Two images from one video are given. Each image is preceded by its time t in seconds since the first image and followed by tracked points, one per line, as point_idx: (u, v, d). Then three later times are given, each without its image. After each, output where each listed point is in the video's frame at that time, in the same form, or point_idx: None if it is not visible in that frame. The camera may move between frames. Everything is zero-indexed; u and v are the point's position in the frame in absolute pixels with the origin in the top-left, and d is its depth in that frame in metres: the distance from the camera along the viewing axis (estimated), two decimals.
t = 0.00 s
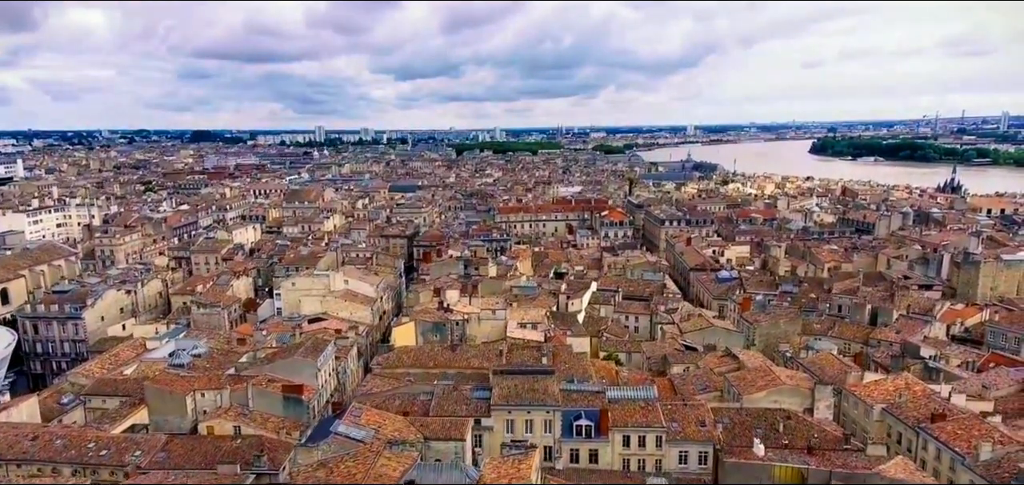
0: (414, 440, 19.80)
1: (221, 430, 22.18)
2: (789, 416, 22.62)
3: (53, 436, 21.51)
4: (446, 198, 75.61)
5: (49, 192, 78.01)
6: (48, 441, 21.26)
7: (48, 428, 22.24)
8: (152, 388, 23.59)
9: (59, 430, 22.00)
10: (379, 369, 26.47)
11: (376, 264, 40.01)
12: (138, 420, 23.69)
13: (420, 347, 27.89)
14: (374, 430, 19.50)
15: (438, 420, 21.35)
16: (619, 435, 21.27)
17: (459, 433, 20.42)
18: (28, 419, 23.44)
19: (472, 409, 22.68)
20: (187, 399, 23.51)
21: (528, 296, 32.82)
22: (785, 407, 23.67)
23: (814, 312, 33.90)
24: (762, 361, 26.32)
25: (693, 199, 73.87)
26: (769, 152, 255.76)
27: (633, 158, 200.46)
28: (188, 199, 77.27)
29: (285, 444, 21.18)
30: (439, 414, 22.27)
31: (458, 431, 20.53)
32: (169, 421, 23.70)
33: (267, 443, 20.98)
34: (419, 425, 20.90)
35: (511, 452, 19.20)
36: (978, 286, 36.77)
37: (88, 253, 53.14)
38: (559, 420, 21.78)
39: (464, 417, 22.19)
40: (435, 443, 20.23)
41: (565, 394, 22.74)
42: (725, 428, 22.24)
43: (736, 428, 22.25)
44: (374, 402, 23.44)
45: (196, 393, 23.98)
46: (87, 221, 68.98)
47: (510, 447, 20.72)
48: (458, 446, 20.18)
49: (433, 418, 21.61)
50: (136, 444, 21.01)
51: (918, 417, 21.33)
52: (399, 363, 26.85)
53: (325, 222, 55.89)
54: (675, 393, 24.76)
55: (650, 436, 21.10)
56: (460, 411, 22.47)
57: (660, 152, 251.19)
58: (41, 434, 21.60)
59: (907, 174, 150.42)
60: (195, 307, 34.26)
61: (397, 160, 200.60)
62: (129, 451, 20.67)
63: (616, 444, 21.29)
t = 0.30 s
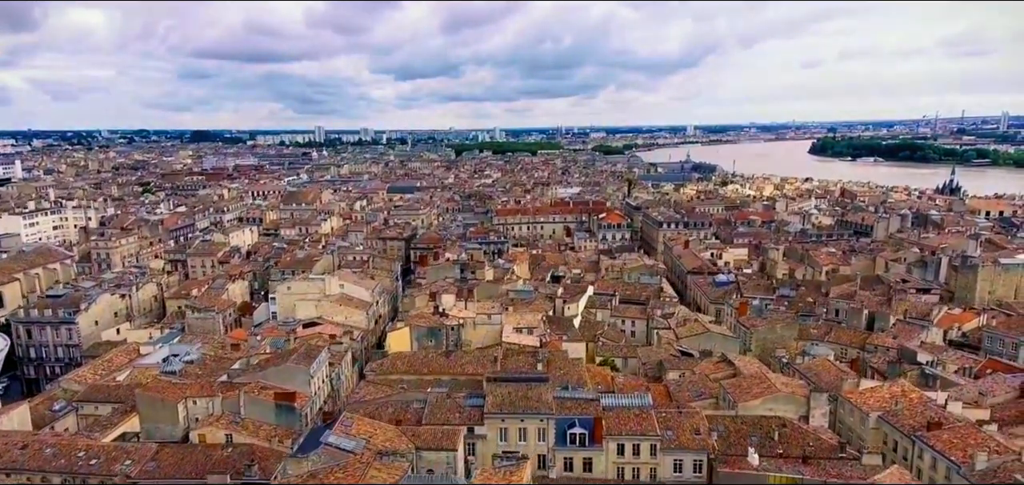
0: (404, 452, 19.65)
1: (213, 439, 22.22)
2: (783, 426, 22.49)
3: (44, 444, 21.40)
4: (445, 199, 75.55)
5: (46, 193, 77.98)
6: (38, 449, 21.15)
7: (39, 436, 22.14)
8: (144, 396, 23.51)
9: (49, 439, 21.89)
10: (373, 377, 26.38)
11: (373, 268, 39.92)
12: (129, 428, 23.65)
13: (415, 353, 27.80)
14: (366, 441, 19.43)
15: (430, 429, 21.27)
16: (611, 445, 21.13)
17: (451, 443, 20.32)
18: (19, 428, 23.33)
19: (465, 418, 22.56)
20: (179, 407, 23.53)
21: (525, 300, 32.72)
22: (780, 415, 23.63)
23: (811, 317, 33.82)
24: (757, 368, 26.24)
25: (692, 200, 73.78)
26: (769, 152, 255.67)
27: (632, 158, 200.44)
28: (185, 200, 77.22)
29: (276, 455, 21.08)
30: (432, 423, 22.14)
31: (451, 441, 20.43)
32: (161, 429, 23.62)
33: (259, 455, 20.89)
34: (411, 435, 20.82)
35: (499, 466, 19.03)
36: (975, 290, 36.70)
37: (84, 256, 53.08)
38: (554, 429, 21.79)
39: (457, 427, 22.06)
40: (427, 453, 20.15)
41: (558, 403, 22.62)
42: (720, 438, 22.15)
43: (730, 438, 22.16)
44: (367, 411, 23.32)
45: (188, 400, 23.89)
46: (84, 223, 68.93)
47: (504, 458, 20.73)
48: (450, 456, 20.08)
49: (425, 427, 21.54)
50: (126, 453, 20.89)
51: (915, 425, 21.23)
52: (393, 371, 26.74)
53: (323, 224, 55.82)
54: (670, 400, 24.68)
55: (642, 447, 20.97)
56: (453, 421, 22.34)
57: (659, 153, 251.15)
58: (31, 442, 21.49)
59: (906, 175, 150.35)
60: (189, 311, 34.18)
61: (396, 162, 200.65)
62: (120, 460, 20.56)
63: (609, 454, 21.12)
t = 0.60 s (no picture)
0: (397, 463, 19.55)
1: (203, 447, 22.12)
2: (776, 435, 22.40)
3: (33, 454, 21.28)
4: (442, 201, 75.51)
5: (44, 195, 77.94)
6: (27, 458, 21.01)
7: (28, 446, 22.03)
8: (135, 404, 23.42)
9: (38, 448, 21.79)
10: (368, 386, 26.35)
11: (369, 271, 39.86)
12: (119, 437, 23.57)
13: (409, 361, 27.79)
14: (358, 455, 19.33)
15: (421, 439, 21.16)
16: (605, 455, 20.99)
17: (444, 455, 20.21)
18: (10, 435, 23.25)
19: (458, 426, 22.46)
20: (170, 415, 23.35)
21: (520, 304, 32.65)
22: (775, 423, 23.55)
23: (807, 322, 33.75)
24: (752, 375, 26.18)
25: (690, 202, 73.76)
26: (768, 153, 255.71)
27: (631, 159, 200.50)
28: (182, 202, 77.20)
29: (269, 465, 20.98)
30: (424, 434, 21.99)
31: (444, 451, 20.34)
32: (151, 437, 23.52)
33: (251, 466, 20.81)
34: (403, 445, 20.70)
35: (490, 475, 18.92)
36: (973, 295, 36.63)
37: (79, 259, 53.01)
38: (546, 435, 21.39)
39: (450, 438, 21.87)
40: (420, 464, 20.02)
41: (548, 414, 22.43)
42: (714, 448, 22.06)
43: (725, 449, 22.11)
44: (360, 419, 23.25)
45: (179, 407, 23.71)
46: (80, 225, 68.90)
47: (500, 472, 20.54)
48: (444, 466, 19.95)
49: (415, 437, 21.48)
50: (115, 461, 20.74)
51: (910, 434, 21.14)
52: (388, 378, 26.72)
53: (320, 226, 55.78)
54: (665, 407, 24.61)
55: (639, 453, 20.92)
56: (446, 431, 22.21)
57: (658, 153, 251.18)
58: (20, 452, 21.37)
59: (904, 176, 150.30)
60: (183, 316, 34.08)
61: (395, 164, 200.72)
62: (107, 470, 20.32)
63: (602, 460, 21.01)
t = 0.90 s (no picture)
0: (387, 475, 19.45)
1: (194, 456, 21.97)
2: (770, 445, 22.30)
3: (22, 463, 21.19)
4: (440, 202, 75.44)
5: (41, 196, 77.87)
6: (16, 468, 20.89)
7: (18, 455, 21.94)
8: (125, 412, 23.30)
9: (28, 456, 21.71)
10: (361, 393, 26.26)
11: (364, 274, 39.75)
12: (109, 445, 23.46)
13: (403, 367, 27.72)
14: (350, 464, 19.22)
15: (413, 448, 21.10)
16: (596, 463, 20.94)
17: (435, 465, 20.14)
18: None
19: (449, 432, 22.36)
20: (161, 422, 23.29)
21: (516, 309, 32.59)
22: (769, 430, 23.53)
23: (804, 326, 33.72)
24: (747, 382, 26.10)
25: (689, 203, 73.69)
26: (767, 153, 255.72)
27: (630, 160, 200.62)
28: (179, 204, 77.13)
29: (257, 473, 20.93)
30: (415, 442, 21.91)
31: (434, 461, 20.31)
32: (142, 445, 23.36)
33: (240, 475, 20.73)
34: (395, 455, 20.64)
35: None
36: (970, 299, 36.59)
37: (75, 261, 52.95)
38: (541, 444, 21.58)
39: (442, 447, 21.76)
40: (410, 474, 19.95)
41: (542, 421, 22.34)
42: (709, 458, 21.97)
43: (718, 458, 22.01)
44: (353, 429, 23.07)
45: (170, 415, 23.72)
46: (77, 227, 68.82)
47: None
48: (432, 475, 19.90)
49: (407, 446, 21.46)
50: (106, 470, 20.56)
51: (905, 442, 21.06)
52: (381, 384, 26.63)
53: (317, 229, 55.74)
54: (658, 414, 24.50)
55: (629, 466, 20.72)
56: (438, 438, 22.10)
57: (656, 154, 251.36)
58: (10, 461, 21.30)
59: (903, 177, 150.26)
60: (177, 320, 34.01)
61: (393, 163, 200.47)
62: (96, 479, 20.13)
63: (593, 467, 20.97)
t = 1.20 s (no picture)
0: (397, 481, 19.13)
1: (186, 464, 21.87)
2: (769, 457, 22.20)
3: (12, 473, 21.04)
4: (439, 203, 75.37)
5: (37, 195, 77.62)
6: (7, 478, 20.76)
7: (9, 467, 21.78)
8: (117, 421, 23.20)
9: (19, 467, 21.57)
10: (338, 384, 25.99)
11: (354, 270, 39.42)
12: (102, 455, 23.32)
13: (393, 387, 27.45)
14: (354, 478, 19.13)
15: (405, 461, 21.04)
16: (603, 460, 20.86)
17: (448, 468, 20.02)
18: None
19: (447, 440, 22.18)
20: (153, 432, 23.27)
21: (513, 312, 32.84)
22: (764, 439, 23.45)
23: (801, 329, 33.68)
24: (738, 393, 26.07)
25: (688, 204, 73.66)
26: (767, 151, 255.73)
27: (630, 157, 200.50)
28: (176, 205, 76.99)
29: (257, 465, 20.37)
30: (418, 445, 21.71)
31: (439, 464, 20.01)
32: (133, 456, 23.25)
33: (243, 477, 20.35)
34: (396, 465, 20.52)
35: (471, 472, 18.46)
36: (967, 304, 36.57)
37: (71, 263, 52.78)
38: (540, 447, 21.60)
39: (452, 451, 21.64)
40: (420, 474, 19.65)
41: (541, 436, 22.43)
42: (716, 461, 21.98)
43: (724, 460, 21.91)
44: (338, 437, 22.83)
45: (162, 424, 23.71)
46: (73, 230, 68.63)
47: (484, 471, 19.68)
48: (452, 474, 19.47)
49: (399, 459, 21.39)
50: (97, 478, 20.39)
51: (902, 451, 20.97)
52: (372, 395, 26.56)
53: (314, 232, 55.66)
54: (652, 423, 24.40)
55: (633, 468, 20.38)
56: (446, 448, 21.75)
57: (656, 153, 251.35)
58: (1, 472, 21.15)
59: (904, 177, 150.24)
60: (172, 326, 33.92)
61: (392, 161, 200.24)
62: None
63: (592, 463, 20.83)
